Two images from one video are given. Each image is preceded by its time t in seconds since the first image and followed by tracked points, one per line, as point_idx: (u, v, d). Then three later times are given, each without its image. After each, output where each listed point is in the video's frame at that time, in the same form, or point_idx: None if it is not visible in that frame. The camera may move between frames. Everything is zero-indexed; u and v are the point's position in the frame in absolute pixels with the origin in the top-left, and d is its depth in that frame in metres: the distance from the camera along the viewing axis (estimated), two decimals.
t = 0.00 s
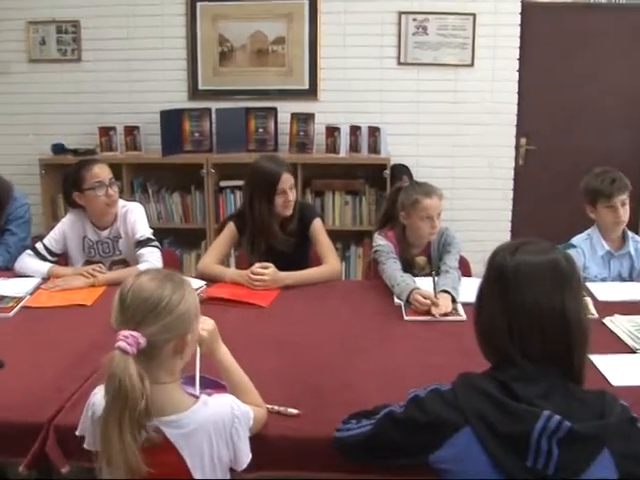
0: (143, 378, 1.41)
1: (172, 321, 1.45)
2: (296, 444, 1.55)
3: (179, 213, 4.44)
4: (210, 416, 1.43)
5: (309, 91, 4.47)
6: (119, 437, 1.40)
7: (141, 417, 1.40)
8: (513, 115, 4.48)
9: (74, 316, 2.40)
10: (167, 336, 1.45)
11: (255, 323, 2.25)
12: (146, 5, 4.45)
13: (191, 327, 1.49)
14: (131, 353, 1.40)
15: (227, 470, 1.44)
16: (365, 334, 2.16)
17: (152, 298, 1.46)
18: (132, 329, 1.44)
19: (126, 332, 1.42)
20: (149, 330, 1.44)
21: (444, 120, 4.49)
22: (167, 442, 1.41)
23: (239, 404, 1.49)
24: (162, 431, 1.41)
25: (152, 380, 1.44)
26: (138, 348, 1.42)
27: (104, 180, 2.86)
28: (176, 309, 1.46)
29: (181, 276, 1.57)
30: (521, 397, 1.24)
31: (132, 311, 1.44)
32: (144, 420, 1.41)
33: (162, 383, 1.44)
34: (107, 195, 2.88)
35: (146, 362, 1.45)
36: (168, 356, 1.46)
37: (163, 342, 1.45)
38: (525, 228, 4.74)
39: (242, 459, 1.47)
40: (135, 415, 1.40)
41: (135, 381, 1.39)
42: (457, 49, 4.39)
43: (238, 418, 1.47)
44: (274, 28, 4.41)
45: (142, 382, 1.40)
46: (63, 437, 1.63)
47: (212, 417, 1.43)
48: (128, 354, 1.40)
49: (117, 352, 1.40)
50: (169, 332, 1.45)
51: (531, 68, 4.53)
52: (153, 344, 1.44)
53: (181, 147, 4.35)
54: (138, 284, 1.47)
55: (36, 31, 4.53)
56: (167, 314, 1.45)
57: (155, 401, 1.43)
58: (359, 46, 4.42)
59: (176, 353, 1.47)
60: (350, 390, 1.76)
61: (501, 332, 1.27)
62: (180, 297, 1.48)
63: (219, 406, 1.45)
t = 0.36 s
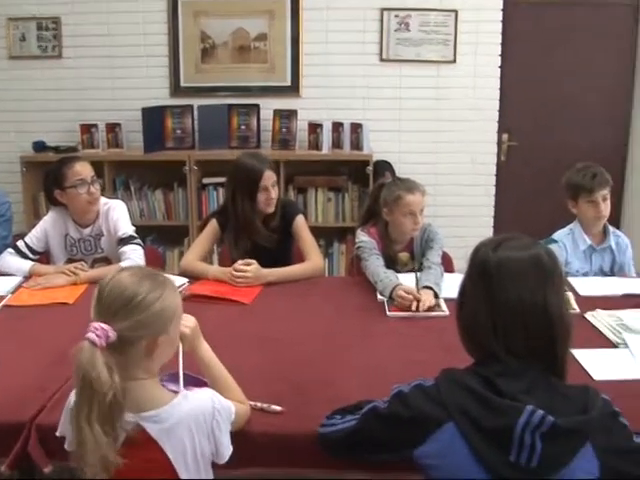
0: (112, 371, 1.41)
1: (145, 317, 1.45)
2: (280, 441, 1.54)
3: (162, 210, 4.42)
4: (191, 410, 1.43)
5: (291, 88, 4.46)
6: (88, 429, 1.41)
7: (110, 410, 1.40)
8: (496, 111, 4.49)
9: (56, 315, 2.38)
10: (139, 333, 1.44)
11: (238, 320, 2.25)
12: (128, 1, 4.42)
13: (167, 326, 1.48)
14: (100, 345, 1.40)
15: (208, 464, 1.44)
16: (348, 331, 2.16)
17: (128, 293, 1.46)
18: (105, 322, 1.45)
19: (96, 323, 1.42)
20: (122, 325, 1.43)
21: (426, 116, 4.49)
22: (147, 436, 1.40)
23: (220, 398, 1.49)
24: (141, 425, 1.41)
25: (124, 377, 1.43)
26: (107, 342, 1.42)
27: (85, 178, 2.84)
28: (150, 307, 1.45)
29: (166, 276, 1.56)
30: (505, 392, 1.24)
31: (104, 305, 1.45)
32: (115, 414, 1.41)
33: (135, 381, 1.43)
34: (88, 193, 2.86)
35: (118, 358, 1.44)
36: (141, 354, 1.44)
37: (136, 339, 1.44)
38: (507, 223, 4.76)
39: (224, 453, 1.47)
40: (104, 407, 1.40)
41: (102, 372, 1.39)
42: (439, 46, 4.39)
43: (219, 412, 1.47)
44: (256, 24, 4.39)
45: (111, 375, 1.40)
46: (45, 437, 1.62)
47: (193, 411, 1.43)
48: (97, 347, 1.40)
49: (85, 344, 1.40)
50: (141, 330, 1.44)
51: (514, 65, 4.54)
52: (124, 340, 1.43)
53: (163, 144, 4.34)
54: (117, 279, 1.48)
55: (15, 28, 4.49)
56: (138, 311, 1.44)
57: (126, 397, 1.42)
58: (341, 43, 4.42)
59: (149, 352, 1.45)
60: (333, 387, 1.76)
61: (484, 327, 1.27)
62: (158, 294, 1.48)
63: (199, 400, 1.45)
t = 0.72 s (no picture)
0: (88, 366, 1.40)
1: (126, 314, 1.44)
2: (263, 438, 1.54)
3: (145, 208, 4.40)
4: (175, 407, 1.42)
5: (274, 85, 4.45)
6: (57, 425, 1.41)
7: (81, 406, 1.40)
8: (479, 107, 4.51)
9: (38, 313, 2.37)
10: (119, 330, 1.44)
11: (221, 318, 2.24)
12: None
13: (150, 324, 1.47)
14: (79, 340, 1.40)
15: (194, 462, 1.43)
16: (332, 327, 2.16)
17: (110, 289, 1.45)
18: (86, 317, 1.45)
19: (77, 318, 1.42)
20: (102, 321, 1.43)
21: (410, 112, 4.50)
22: (132, 435, 1.39)
23: (203, 396, 1.49)
24: (125, 424, 1.40)
25: (104, 374, 1.43)
26: (87, 337, 1.42)
27: (68, 176, 2.83)
28: (131, 304, 1.44)
29: (153, 274, 1.55)
30: (488, 388, 1.24)
31: (87, 300, 1.45)
32: (88, 412, 1.40)
33: (116, 379, 1.43)
34: (71, 191, 2.85)
35: (99, 355, 1.44)
36: (122, 353, 1.44)
37: (117, 336, 1.44)
38: (491, 220, 4.77)
39: (209, 450, 1.47)
40: (74, 402, 1.39)
41: (76, 367, 1.39)
42: (422, 42, 4.40)
43: (203, 409, 1.47)
44: (239, 21, 4.38)
45: (86, 371, 1.40)
46: (28, 436, 1.61)
47: (176, 410, 1.42)
48: (76, 342, 1.41)
49: (66, 339, 1.41)
50: (121, 326, 1.44)
51: (496, 61, 4.55)
52: (103, 335, 1.44)
53: (146, 142, 4.32)
54: (101, 275, 1.48)
55: None
56: (118, 308, 1.44)
57: (103, 395, 1.41)
58: (324, 39, 4.41)
59: (130, 351, 1.44)
60: (318, 383, 1.76)
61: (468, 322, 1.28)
62: (141, 292, 1.47)
63: (183, 398, 1.45)
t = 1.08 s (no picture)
0: (77, 366, 1.39)
1: (114, 313, 1.44)
2: (248, 436, 1.54)
3: (128, 206, 4.39)
4: (160, 407, 1.42)
5: (257, 83, 4.44)
6: (47, 425, 1.40)
7: (70, 407, 1.39)
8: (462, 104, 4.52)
9: (21, 313, 2.35)
10: (106, 330, 1.43)
11: (206, 316, 2.24)
12: None
13: (137, 323, 1.47)
14: (67, 340, 1.39)
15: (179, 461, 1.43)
16: (316, 325, 2.16)
17: (97, 289, 1.45)
18: (73, 317, 1.44)
19: (64, 318, 1.41)
20: (91, 320, 1.43)
21: (393, 110, 4.50)
22: (116, 435, 1.39)
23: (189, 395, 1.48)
24: (110, 424, 1.40)
25: (91, 373, 1.42)
26: (75, 337, 1.41)
27: (50, 175, 2.81)
28: (118, 304, 1.44)
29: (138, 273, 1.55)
30: (474, 385, 1.24)
31: (74, 300, 1.44)
32: (76, 412, 1.39)
33: (103, 378, 1.43)
34: (53, 190, 2.83)
35: (86, 354, 1.43)
36: (109, 352, 1.43)
37: (104, 335, 1.43)
38: (474, 217, 4.78)
39: (194, 450, 1.45)
40: (64, 403, 1.38)
41: (65, 367, 1.38)
42: (405, 40, 4.41)
43: (188, 409, 1.46)
44: (222, 18, 4.37)
45: (74, 371, 1.39)
46: (10, 437, 1.60)
47: (161, 409, 1.42)
48: (64, 342, 1.39)
49: (53, 338, 1.39)
50: (108, 326, 1.43)
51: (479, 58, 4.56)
52: (89, 335, 1.43)
53: (129, 140, 4.30)
54: (87, 275, 1.47)
55: None
56: (106, 307, 1.43)
57: (90, 394, 1.41)
58: (307, 37, 4.41)
59: (117, 350, 1.44)
60: (301, 381, 1.76)
61: (451, 317, 1.28)
62: (128, 291, 1.46)
63: (169, 398, 1.44)
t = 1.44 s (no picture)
0: (68, 371, 1.39)
1: (100, 314, 1.44)
2: (230, 435, 1.54)
3: (111, 206, 4.37)
4: (142, 406, 1.41)
5: (240, 81, 4.44)
6: (44, 431, 1.39)
7: (66, 411, 1.39)
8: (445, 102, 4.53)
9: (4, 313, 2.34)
10: (94, 330, 1.43)
11: (188, 315, 2.23)
12: None
13: (122, 320, 1.47)
14: (56, 346, 1.39)
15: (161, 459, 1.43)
16: (299, 323, 2.16)
17: (82, 290, 1.44)
18: (59, 321, 1.43)
19: (51, 324, 1.40)
20: (78, 323, 1.42)
21: (376, 107, 4.51)
22: (99, 434, 1.39)
23: (172, 394, 1.47)
24: (93, 423, 1.40)
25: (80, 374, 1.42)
26: (63, 342, 1.40)
27: (33, 174, 2.79)
28: (104, 304, 1.44)
29: (113, 268, 1.54)
30: (453, 382, 1.24)
31: (59, 303, 1.43)
32: (70, 415, 1.39)
33: (90, 378, 1.43)
34: (35, 189, 2.81)
35: (74, 356, 1.43)
36: (96, 352, 1.44)
37: (92, 336, 1.43)
38: (457, 214, 4.80)
39: (177, 447, 1.46)
40: (59, 408, 1.38)
41: (58, 373, 1.37)
42: (388, 38, 4.42)
43: (171, 407, 1.45)
44: (204, 17, 4.35)
45: (67, 376, 1.39)
46: None
47: (144, 408, 1.41)
48: (54, 348, 1.39)
49: (42, 346, 1.39)
50: (96, 326, 1.43)
51: (461, 56, 4.57)
52: (79, 338, 1.42)
53: (111, 139, 4.28)
54: (68, 276, 1.45)
55: None
56: (93, 308, 1.43)
57: (82, 397, 1.41)
58: (290, 35, 4.41)
59: (105, 349, 1.45)
60: (286, 379, 1.76)
61: (433, 313, 1.28)
62: (111, 290, 1.46)
63: (151, 397, 1.44)
